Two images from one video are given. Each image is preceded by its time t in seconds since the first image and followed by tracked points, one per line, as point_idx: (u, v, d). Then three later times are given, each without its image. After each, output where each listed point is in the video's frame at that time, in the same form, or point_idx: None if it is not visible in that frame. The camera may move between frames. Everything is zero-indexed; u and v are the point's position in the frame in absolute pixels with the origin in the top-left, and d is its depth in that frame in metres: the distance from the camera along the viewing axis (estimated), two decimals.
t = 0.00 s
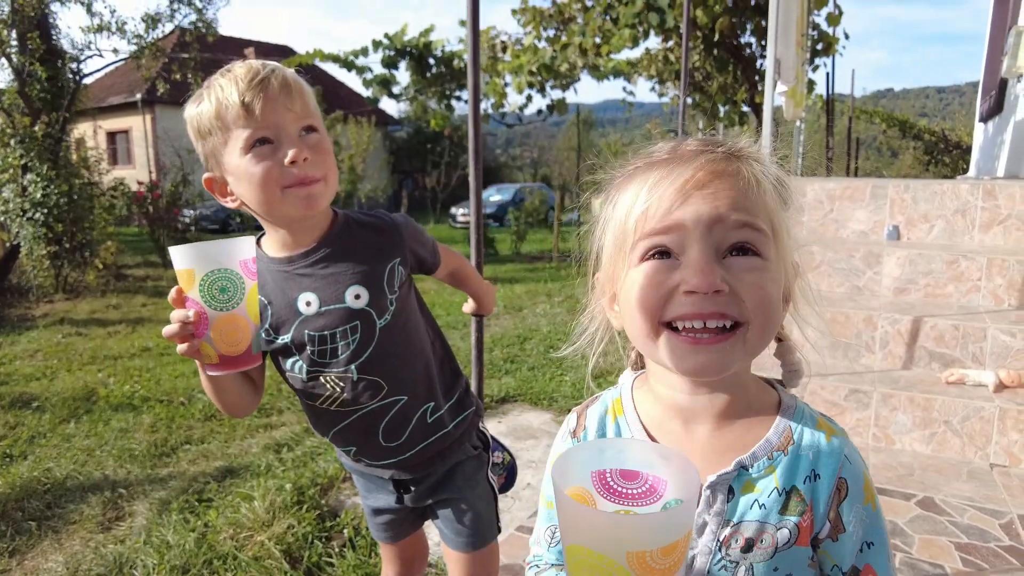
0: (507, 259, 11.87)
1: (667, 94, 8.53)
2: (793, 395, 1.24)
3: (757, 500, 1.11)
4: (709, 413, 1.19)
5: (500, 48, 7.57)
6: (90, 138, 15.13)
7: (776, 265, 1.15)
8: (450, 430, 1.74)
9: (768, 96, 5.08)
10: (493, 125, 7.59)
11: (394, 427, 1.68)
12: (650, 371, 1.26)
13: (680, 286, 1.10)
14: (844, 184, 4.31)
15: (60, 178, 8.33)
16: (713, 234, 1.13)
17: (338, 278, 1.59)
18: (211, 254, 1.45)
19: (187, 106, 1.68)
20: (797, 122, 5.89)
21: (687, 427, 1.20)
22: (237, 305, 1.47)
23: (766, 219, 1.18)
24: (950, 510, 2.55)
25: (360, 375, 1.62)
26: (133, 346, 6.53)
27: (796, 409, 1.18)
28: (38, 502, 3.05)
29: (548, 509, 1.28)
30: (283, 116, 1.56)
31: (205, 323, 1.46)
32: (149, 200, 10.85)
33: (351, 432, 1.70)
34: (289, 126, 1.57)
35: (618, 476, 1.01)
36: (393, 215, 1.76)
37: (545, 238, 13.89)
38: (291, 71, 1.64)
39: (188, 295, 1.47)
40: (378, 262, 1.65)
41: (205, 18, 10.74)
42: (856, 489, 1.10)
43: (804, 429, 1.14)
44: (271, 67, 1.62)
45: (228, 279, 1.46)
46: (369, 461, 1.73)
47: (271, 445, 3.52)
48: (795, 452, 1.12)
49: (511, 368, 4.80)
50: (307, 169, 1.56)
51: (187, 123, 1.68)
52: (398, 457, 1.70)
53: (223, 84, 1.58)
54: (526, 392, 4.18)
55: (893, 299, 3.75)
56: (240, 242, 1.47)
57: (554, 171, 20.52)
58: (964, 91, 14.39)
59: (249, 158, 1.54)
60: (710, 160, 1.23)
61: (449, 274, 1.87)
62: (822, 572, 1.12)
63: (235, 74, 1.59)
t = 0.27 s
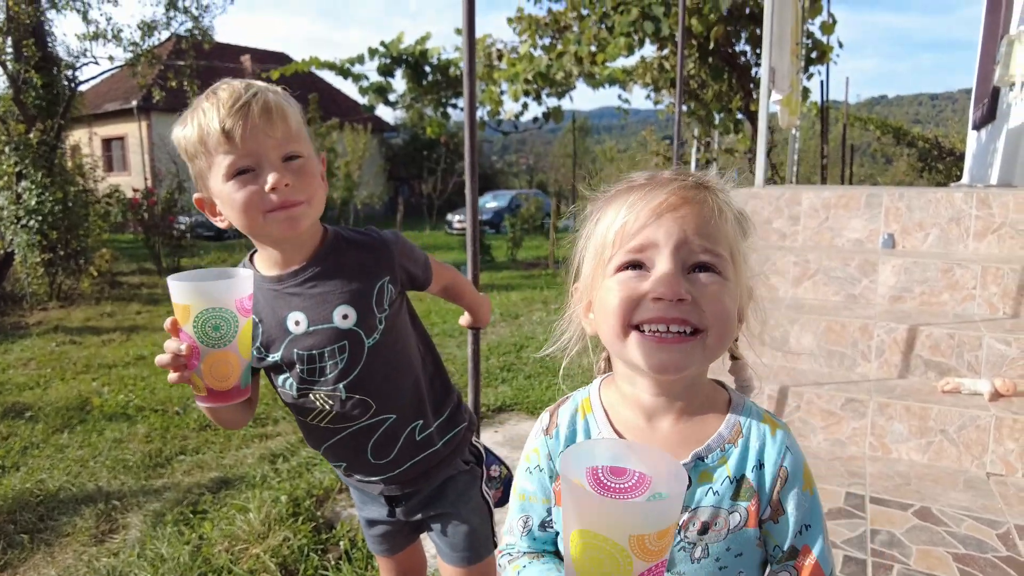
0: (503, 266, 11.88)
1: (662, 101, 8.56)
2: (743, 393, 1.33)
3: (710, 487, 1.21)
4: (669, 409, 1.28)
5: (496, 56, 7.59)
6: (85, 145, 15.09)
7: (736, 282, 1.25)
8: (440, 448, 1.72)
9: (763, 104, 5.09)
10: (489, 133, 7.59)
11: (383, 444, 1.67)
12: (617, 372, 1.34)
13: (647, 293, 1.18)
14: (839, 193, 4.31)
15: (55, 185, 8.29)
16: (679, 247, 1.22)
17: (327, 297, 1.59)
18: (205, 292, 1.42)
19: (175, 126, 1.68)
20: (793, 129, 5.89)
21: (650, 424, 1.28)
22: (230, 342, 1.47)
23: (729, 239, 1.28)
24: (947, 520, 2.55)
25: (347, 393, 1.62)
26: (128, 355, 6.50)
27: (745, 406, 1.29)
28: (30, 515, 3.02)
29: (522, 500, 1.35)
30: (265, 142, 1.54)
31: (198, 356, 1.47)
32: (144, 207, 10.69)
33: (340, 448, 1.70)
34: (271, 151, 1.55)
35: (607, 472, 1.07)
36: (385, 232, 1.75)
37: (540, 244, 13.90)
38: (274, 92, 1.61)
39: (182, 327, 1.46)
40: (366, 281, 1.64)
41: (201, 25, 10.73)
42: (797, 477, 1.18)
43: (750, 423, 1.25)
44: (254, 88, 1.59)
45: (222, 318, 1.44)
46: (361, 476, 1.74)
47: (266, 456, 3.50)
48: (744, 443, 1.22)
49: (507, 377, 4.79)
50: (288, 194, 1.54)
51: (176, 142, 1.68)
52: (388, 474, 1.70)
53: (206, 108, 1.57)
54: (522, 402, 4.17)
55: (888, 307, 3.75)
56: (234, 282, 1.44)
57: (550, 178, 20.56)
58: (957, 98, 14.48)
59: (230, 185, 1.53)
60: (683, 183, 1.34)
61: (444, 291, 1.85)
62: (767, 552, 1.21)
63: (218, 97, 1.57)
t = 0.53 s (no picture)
0: (498, 278, 11.88)
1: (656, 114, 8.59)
2: (699, 414, 1.38)
3: (670, 507, 1.26)
4: (633, 434, 1.33)
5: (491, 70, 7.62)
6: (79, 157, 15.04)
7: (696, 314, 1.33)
8: (417, 478, 1.70)
9: (757, 118, 5.10)
10: (484, 146, 7.58)
11: (358, 474, 1.64)
12: (583, 401, 1.38)
13: (619, 328, 1.24)
14: (834, 208, 4.32)
15: (48, 197, 8.24)
16: (646, 284, 1.28)
17: (303, 325, 1.57)
18: (225, 332, 1.38)
19: (159, 143, 1.60)
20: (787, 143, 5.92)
21: (615, 447, 1.33)
22: (241, 381, 1.43)
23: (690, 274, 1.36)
24: (947, 540, 2.53)
25: (322, 423, 1.59)
26: (119, 369, 6.44)
27: (702, 428, 1.33)
28: (17, 536, 2.97)
29: (495, 516, 1.37)
30: (245, 183, 1.47)
31: (207, 393, 1.42)
32: (138, 219, 10.65)
33: (314, 478, 1.67)
34: (250, 194, 1.48)
35: (588, 501, 1.09)
36: (366, 259, 1.72)
37: (536, 256, 13.91)
38: (263, 126, 1.53)
39: (193, 361, 1.41)
40: (343, 309, 1.61)
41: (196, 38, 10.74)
42: (747, 493, 1.25)
43: (707, 445, 1.30)
44: (242, 122, 1.51)
45: (239, 358, 1.40)
46: (336, 505, 1.71)
47: (258, 475, 3.45)
48: (700, 463, 1.28)
49: (501, 392, 4.76)
50: (263, 239, 1.48)
51: (158, 160, 1.60)
52: (363, 503, 1.67)
53: (189, 138, 1.49)
54: (516, 418, 4.14)
55: (884, 322, 3.75)
56: (254, 322, 1.40)
57: (546, 189, 20.62)
58: (947, 111, 14.65)
59: (205, 224, 1.46)
60: (646, 221, 1.41)
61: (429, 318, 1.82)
62: (718, 562, 1.27)
63: (203, 128, 1.49)
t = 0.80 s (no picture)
0: (492, 290, 11.86)
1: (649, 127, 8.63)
2: (689, 435, 1.38)
3: (661, 530, 1.25)
4: (629, 458, 1.32)
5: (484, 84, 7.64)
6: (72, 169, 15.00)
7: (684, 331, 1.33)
8: (388, 496, 1.66)
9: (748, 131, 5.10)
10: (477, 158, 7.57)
11: (327, 494, 1.60)
12: (577, 429, 1.36)
13: (612, 347, 1.22)
14: (825, 220, 4.32)
15: (39, 210, 8.20)
16: (635, 304, 1.28)
17: (267, 339, 1.54)
18: (188, 355, 1.34)
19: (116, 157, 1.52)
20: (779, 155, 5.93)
21: (609, 470, 1.32)
22: (205, 407, 1.39)
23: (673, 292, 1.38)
24: (941, 557, 2.50)
25: (288, 441, 1.55)
26: (108, 383, 6.36)
27: (691, 449, 1.33)
28: None
29: (491, 534, 1.37)
30: (203, 193, 1.39)
31: (170, 419, 1.38)
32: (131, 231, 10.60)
33: (280, 502, 1.61)
34: (209, 204, 1.39)
35: (585, 535, 1.10)
36: (329, 273, 1.71)
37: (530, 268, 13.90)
38: (225, 136, 1.46)
39: (154, 387, 1.37)
40: (307, 322, 1.59)
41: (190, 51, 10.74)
42: (734, 516, 1.25)
43: (696, 468, 1.30)
44: (202, 131, 1.43)
45: (203, 383, 1.37)
46: (303, 530, 1.65)
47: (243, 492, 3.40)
48: (690, 487, 1.28)
49: (492, 407, 4.72)
50: (222, 252, 1.39)
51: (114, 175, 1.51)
52: (332, 525, 1.62)
53: (146, 147, 1.41)
54: (507, 433, 4.10)
55: (876, 336, 3.73)
56: (218, 346, 1.37)
57: (540, 202, 20.66)
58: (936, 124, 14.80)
59: (159, 236, 1.37)
60: (626, 244, 1.43)
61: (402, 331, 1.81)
62: None
63: (162, 137, 1.42)
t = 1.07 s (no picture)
0: (485, 297, 11.80)
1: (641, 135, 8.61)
2: (730, 435, 1.34)
3: (707, 538, 1.21)
4: (664, 457, 1.26)
5: (475, 90, 7.62)
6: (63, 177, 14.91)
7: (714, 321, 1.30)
8: (354, 493, 1.60)
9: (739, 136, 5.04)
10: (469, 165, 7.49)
11: (290, 494, 1.53)
12: (606, 427, 1.32)
13: (639, 329, 1.20)
14: (816, 225, 4.28)
15: (27, 217, 8.11)
16: (659, 288, 1.28)
17: (217, 334, 1.47)
18: (128, 363, 1.28)
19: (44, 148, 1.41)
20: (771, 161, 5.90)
21: (646, 477, 1.27)
22: (150, 418, 1.32)
23: (698, 284, 1.35)
24: (936, 567, 2.43)
25: (248, 440, 1.48)
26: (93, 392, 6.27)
27: (734, 449, 1.29)
28: None
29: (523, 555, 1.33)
30: (156, 186, 1.32)
31: (113, 433, 1.31)
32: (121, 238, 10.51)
33: (239, 509, 1.52)
34: (162, 198, 1.33)
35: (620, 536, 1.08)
36: (278, 264, 1.63)
37: (524, 275, 13.85)
38: (172, 128, 1.40)
39: (94, 400, 1.30)
40: (258, 313, 1.53)
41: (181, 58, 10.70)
42: (785, 519, 1.21)
43: (740, 468, 1.26)
44: (149, 122, 1.37)
45: (146, 391, 1.30)
46: (263, 539, 1.56)
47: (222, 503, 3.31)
48: (735, 490, 1.23)
49: (482, 415, 4.64)
50: (177, 249, 1.34)
51: (41, 167, 1.41)
52: (296, 528, 1.54)
53: (89, 138, 1.33)
54: (495, 441, 4.03)
55: (869, 341, 3.68)
56: (160, 351, 1.30)
57: (534, 210, 20.64)
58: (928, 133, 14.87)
59: (107, 233, 1.29)
60: (645, 233, 1.43)
61: (366, 328, 1.76)
62: None
63: (106, 127, 1.34)
